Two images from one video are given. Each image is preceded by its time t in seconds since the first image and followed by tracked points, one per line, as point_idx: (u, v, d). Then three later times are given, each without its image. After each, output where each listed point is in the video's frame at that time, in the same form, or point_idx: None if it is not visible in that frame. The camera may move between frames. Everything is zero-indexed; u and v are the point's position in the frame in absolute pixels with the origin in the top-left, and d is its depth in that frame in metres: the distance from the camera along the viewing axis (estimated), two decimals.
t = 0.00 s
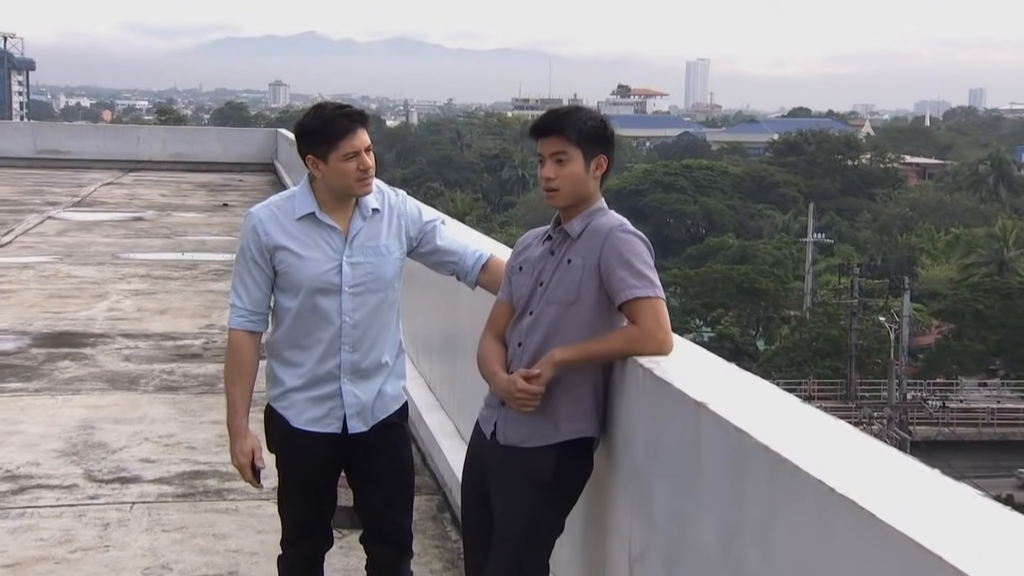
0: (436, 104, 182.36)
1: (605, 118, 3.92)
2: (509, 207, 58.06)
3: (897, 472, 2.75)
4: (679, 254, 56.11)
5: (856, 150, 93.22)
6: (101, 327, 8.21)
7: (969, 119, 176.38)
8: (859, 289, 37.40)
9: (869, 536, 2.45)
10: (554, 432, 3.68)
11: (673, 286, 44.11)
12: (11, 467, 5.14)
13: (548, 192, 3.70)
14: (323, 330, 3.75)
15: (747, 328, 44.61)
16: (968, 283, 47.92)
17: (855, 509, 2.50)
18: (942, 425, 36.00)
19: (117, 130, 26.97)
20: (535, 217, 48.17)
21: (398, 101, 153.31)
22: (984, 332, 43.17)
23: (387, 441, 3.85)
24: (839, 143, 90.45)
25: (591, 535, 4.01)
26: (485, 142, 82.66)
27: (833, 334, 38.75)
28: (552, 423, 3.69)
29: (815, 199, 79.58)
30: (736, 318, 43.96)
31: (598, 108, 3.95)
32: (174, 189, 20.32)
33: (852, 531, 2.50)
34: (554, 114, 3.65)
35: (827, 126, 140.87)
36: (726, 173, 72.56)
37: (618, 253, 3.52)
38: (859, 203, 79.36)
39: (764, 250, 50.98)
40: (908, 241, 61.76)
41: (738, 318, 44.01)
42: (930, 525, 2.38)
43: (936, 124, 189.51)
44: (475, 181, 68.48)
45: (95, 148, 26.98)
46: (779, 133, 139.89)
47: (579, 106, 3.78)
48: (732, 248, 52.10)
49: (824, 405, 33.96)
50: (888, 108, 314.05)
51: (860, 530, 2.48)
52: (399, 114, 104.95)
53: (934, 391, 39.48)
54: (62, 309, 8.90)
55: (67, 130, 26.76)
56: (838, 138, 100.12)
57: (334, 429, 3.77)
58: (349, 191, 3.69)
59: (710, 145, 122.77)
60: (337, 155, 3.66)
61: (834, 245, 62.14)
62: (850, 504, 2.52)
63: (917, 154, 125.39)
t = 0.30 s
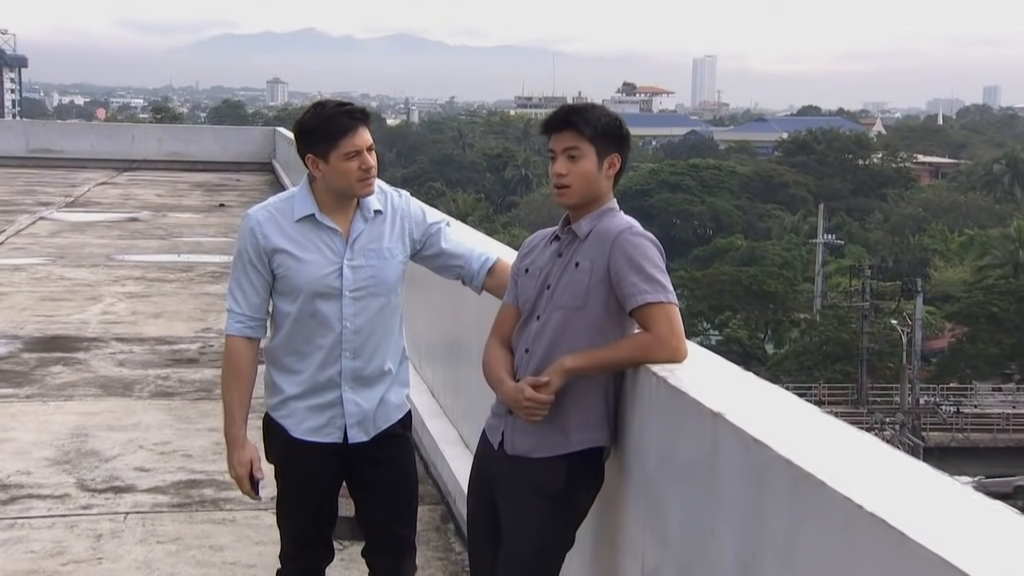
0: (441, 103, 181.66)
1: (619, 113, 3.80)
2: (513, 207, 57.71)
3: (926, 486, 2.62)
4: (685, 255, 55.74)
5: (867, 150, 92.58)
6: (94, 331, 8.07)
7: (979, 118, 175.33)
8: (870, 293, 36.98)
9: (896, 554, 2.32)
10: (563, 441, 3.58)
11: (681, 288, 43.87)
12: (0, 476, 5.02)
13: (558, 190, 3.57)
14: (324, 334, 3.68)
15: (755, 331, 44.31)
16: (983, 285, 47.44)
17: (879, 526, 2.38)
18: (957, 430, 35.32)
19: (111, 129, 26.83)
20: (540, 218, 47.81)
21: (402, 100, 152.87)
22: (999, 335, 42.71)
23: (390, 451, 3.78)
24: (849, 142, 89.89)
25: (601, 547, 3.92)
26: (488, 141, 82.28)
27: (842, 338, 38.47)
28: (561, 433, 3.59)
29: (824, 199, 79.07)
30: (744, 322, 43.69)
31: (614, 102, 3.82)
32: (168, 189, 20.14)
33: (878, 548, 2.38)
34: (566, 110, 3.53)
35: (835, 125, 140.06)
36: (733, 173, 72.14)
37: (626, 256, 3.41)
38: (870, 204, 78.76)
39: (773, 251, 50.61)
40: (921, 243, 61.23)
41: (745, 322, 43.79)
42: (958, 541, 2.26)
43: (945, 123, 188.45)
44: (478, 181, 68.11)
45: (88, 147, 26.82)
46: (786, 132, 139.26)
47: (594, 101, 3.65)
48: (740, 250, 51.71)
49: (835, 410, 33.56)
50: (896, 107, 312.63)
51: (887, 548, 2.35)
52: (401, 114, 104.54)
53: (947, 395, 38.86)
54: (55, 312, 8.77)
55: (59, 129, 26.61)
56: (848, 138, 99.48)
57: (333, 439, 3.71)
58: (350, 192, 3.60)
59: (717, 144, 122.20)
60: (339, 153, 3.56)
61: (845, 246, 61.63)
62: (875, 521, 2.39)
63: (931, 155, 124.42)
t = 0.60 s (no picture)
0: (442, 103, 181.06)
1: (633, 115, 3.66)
2: (515, 209, 57.19)
3: (953, 500, 2.50)
4: (692, 258, 55.13)
5: (879, 150, 91.59)
6: (87, 337, 7.93)
7: (992, 116, 173.60)
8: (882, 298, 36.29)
9: None
10: (572, 453, 3.45)
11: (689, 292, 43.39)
12: None
13: (569, 193, 3.44)
14: (324, 342, 3.54)
15: (764, 336, 43.97)
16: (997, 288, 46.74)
17: (905, 545, 2.25)
18: (970, 438, 33.02)
19: (105, 129, 26.67)
20: (543, 220, 47.29)
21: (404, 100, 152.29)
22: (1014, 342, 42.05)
23: (394, 463, 3.65)
24: (860, 141, 88.94)
25: (610, 562, 3.79)
26: (491, 142, 81.76)
27: (853, 343, 37.91)
28: (568, 444, 3.45)
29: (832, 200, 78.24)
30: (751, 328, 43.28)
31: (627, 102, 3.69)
32: (163, 191, 19.94)
33: (905, 566, 2.26)
34: (579, 110, 3.40)
35: (843, 125, 138.87)
36: (740, 174, 71.46)
37: (636, 262, 3.28)
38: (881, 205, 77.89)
39: (781, 255, 50.01)
40: (934, 244, 60.44)
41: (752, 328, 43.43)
42: (988, 563, 2.12)
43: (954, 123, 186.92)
44: (481, 182, 67.58)
45: (82, 148, 26.65)
46: (794, 132, 138.25)
47: (607, 103, 3.52)
48: (748, 253, 51.13)
49: (845, 417, 32.82)
50: (905, 107, 310.73)
51: (915, 567, 2.22)
52: (403, 113, 103.94)
53: (961, 404, 37.27)
54: (47, 317, 8.62)
55: (52, 129, 26.51)
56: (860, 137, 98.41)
57: (334, 451, 3.58)
58: (351, 195, 3.47)
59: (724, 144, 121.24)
60: (340, 154, 3.43)
61: (855, 248, 60.86)
62: (904, 539, 2.26)
63: (944, 156, 123.05)
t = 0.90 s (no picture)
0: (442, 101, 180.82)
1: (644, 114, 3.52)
2: (517, 209, 56.97)
3: (982, 514, 2.36)
4: (697, 260, 54.90)
5: (888, 150, 91.18)
6: (77, 341, 7.79)
7: (1005, 113, 172.51)
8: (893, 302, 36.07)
9: None
10: (580, 462, 3.31)
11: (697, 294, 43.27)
12: None
13: (579, 195, 3.30)
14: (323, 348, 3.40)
15: (771, 339, 44.19)
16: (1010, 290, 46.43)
17: (933, 563, 2.12)
18: (983, 444, 32.79)
19: (95, 128, 26.51)
20: (545, 220, 47.10)
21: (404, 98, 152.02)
22: None
23: (395, 475, 3.52)
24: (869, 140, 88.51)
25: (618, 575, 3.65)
26: (492, 140, 81.51)
27: (864, 347, 37.71)
28: (577, 454, 3.31)
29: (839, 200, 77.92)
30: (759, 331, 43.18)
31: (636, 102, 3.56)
32: (156, 191, 19.79)
33: None
34: (589, 109, 3.27)
35: (850, 122, 138.28)
36: (747, 173, 71.16)
37: (647, 266, 3.14)
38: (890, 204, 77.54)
39: (789, 257, 49.80)
40: (945, 245, 60.11)
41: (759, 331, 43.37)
42: None
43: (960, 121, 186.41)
44: (481, 182, 67.33)
45: (72, 147, 26.49)
46: (802, 130, 137.73)
47: (617, 103, 3.39)
48: (756, 254, 50.90)
49: (855, 423, 32.61)
50: (912, 105, 309.45)
51: None
52: (404, 110, 103.62)
53: (974, 407, 37.30)
54: (37, 321, 8.49)
55: (42, 127, 26.36)
56: (869, 135, 97.97)
57: (333, 461, 3.44)
58: (351, 196, 3.34)
59: (731, 142, 120.86)
60: (338, 153, 3.29)
61: (864, 249, 60.51)
62: (930, 558, 2.12)
63: (954, 155, 122.50)
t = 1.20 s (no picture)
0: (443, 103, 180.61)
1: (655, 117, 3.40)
2: (519, 213, 56.72)
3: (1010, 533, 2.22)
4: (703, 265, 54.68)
5: (899, 152, 90.64)
6: (69, 350, 7.65)
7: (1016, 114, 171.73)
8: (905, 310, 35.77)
9: None
10: (588, 477, 3.18)
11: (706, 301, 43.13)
12: None
13: (590, 202, 3.18)
14: (322, 358, 3.27)
15: (779, 346, 43.90)
16: None
17: None
18: (998, 454, 32.53)
19: (88, 131, 26.40)
20: (548, 226, 46.88)
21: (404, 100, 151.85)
22: None
23: (395, 489, 3.38)
24: (880, 143, 88.01)
25: None
26: (493, 143, 81.25)
27: (875, 355, 37.40)
28: (585, 469, 3.18)
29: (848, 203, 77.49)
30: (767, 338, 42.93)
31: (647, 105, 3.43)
32: (151, 195, 19.65)
33: None
34: (599, 110, 3.14)
35: (857, 123, 137.73)
36: (755, 175, 70.82)
37: (658, 274, 3.01)
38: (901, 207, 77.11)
39: (797, 262, 49.51)
40: (957, 249, 59.68)
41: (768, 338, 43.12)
42: None
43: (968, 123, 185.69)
44: (484, 185, 67.07)
45: (65, 150, 26.40)
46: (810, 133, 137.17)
47: (626, 106, 3.27)
48: (764, 258, 50.62)
49: (867, 433, 32.32)
50: (916, 106, 308.88)
51: None
52: (405, 111, 103.34)
53: (989, 416, 36.99)
54: (28, 328, 8.36)
55: (34, 130, 26.29)
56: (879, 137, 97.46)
57: (333, 475, 3.31)
58: (351, 202, 3.21)
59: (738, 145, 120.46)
60: (338, 155, 3.16)
61: (876, 254, 60.13)
62: None
63: (967, 156, 121.77)
